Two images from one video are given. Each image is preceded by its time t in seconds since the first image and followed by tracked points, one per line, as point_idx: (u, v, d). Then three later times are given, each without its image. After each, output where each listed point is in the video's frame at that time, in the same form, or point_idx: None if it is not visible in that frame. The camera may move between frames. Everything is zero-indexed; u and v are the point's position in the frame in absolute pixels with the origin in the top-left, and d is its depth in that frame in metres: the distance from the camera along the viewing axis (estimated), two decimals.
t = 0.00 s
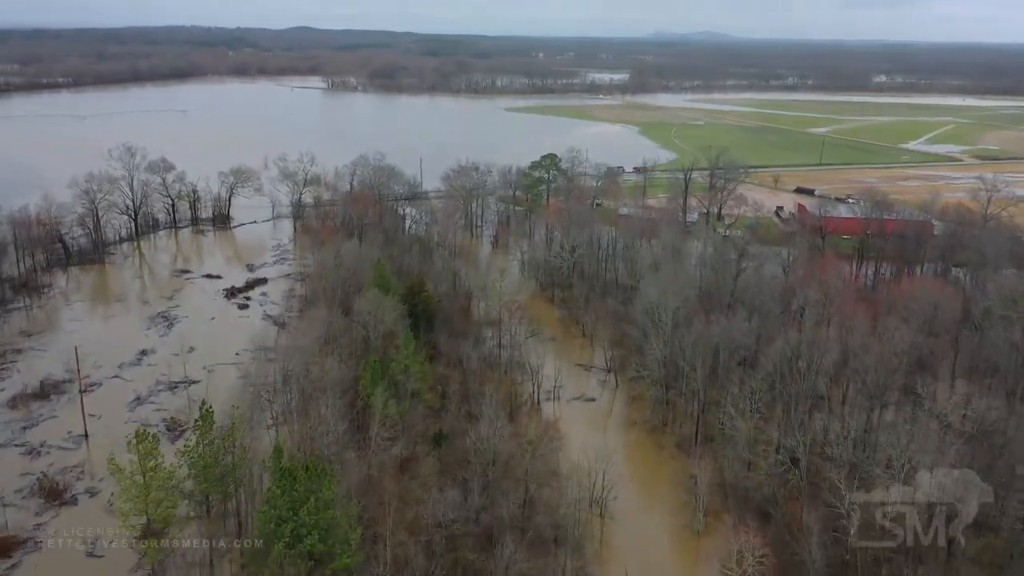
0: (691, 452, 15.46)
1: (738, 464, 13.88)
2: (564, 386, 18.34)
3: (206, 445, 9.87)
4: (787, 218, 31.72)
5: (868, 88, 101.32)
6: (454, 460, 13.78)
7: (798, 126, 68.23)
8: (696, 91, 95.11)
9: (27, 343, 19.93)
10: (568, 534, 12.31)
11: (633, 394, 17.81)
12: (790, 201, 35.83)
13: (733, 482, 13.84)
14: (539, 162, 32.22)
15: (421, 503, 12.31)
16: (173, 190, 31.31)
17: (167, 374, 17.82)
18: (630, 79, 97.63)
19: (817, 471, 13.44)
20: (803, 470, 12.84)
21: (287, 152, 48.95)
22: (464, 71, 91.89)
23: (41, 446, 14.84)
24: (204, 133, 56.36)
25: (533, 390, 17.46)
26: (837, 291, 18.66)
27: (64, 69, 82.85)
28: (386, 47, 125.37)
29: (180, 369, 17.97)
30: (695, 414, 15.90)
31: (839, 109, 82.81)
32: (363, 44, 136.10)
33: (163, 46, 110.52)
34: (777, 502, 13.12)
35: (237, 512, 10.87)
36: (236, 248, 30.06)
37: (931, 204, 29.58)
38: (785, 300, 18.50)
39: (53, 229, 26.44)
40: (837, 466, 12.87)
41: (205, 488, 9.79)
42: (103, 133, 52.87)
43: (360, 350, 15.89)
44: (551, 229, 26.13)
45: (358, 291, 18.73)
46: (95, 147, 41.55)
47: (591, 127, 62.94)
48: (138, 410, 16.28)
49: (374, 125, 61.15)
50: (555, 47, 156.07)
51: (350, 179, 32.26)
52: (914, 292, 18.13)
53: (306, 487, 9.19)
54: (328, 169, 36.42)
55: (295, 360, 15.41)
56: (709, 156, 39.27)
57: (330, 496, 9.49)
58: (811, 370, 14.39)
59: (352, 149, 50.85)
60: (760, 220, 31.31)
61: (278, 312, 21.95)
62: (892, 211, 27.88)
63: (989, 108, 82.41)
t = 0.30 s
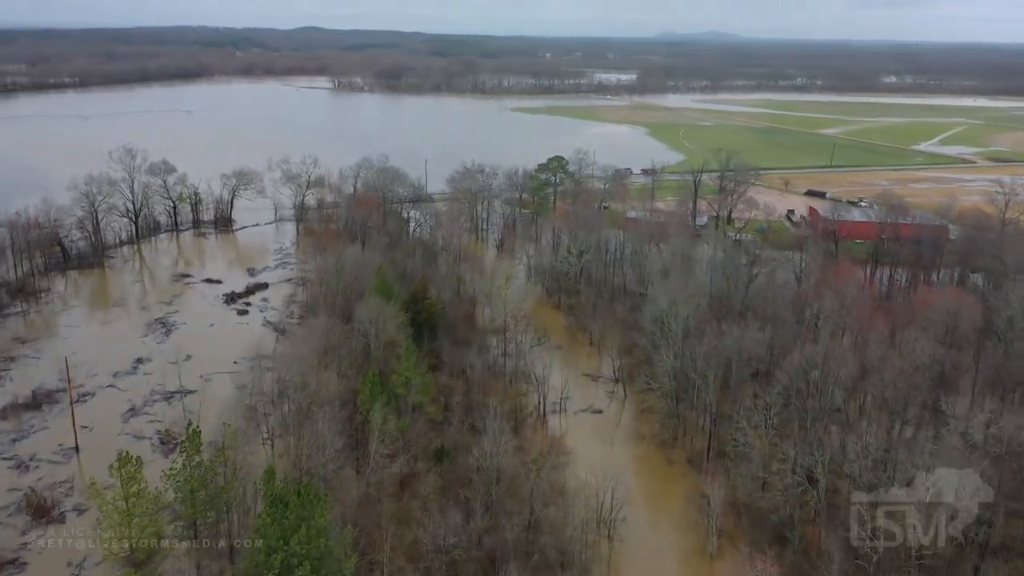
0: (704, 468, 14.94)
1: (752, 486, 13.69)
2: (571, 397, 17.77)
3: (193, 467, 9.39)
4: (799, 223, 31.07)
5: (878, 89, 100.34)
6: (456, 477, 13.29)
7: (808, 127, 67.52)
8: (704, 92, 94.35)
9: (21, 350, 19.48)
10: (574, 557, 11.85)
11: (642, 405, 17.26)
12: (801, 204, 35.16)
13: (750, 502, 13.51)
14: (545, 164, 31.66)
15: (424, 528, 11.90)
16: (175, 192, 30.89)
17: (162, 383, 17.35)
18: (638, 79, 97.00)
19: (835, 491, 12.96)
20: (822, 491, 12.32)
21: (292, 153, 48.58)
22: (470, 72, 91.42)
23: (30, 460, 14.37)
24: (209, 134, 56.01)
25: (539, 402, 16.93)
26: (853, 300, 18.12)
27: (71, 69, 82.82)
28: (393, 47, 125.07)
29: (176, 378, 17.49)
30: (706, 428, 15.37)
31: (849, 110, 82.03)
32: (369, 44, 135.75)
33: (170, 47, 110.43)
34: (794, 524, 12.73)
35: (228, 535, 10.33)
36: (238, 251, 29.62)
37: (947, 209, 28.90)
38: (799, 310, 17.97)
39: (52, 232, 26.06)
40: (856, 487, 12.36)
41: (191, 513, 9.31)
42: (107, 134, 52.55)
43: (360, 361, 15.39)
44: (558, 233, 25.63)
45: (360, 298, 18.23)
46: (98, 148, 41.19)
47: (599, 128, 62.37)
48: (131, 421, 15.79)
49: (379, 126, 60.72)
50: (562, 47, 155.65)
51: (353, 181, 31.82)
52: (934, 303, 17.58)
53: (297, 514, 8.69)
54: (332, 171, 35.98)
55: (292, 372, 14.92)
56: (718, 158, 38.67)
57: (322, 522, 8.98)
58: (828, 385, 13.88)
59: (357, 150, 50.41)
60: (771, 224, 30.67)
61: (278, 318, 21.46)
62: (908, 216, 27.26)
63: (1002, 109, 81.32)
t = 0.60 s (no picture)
0: (719, 487, 14.41)
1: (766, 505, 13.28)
2: (578, 408, 17.19)
3: (178, 492, 8.91)
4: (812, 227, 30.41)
5: (889, 89, 99.27)
6: (457, 495, 12.88)
7: (817, 128, 66.76)
8: (713, 92, 93.55)
9: (16, 358, 19.05)
10: None
11: (650, 418, 16.73)
12: (813, 208, 34.49)
13: (765, 522, 13.08)
14: (552, 167, 31.06)
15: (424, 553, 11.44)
16: (176, 194, 30.46)
17: (158, 393, 16.88)
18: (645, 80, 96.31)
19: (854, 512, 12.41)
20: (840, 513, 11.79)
21: (297, 154, 48.15)
22: (477, 72, 90.91)
23: (19, 474, 13.91)
24: (214, 134, 55.63)
25: (545, 414, 16.39)
26: (870, 309, 17.52)
27: (77, 69, 82.74)
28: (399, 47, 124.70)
29: (172, 388, 17.03)
30: (718, 444, 14.85)
31: (859, 110, 81.16)
32: (376, 44, 135.38)
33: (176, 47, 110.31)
34: (811, 548, 12.23)
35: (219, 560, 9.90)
36: (239, 254, 29.18)
37: (963, 212, 28.19)
38: (814, 319, 17.38)
39: (51, 235, 25.63)
40: (877, 508, 11.85)
41: (176, 540, 8.90)
42: (111, 134, 52.21)
43: (360, 372, 14.95)
44: (565, 237, 25.10)
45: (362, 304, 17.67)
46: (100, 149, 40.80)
47: (606, 129, 61.74)
48: (124, 433, 15.32)
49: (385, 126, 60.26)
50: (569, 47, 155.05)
51: (356, 184, 31.33)
52: (955, 312, 16.94)
53: (286, 545, 8.22)
54: (335, 172, 35.49)
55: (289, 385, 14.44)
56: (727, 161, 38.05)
57: (314, 553, 8.52)
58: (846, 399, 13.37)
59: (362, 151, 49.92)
60: (783, 228, 30.03)
61: (278, 324, 20.96)
62: (923, 219, 26.61)
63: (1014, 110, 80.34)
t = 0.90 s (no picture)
0: (732, 507, 13.94)
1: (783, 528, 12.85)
2: (585, 421, 16.66)
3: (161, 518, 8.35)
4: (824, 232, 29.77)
5: (899, 90, 98.23)
6: (459, 516, 12.52)
7: (828, 129, 65.97)
8: (721, 93, 92.76)
9: (9, 365, 18.61)
10: None
11: (660, 432, 16.22)
12: (825, 212, 33.83)
13: (781, 547, 12.62)
14: (559, 169, 30.50)
15: None
16: (177, 197, 30.01)
17: (152, 403, 16.43)
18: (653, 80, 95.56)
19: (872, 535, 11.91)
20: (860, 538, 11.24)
21: (301, 155, 47.69)
22: (484, 72, 90.37)
23: (5, 490, 13.45)
24: (218, 134, 55.23)
25: (551, 427, 15.87)
26: (889, 322, 16.95)
27: (84, 69, 82.61)
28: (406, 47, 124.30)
29: (167, 398, 16.57)
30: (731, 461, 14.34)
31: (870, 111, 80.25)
32: (383, 44, 135.07)
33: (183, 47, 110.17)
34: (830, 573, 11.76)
35: None
36: (241, 258, 28.72)
37: (980, 217, 27.52)
38: (831, 331, 16.81)
39: (49, 238, 25.21)
40: (889, 521, 11.92)
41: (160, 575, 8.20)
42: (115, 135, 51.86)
43: (360, 384, 14.51)
44: (572, 241, 24.54)
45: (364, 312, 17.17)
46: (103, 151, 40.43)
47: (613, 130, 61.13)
48: (117, 446, 14.86)
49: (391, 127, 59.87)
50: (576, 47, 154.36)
51: (361, 186, 30.82)
52: (980, 326, 16.32)
53: None
54: (339, 173, 35.01)
55: (285, 398, 13.94)
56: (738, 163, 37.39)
57: None
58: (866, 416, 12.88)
59: (368, 152, 49.55)
60: (795, 233, 29.39)
61: (278, 331, 20.49)
62: (940, 224, 25.93)
63: None
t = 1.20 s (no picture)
0: (745, 528, 13.41)
1: (801, 555, 12.25)
2: (592, 434, 16.12)
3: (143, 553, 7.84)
4: (837, 237, 29.14)
5: (910, 91, 97.26)
6: (460, 538, 12.02)
7: (838, 131, 65.24)
8: (730, 94, 92.03)
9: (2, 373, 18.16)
10: None
11: (669, 448, 15.69)
12: (837, 216, 33.17)
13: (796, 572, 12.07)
14: (567, 172, 29.68)
15: None
16: (178, 199, 29.56)
17: (147, 415, 15.98)
18: (661, 81, 94.91)
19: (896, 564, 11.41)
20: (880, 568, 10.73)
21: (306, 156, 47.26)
22: (491, 73, 89.91)
23: None
24: (223, 134, 54.84)
25: (557, 441, 15.36)
26: (908, 337, 16.39)
27: (91, 69, 82.47)
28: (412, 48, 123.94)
29: (161, 409, 16.12)
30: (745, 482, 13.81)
31: (880, 112, 79.43)
32: (389, 44, 134.61)
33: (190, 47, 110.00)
34: None
35: None
36: (243, 262, 28.27)
37: (998, 223, 26.88)
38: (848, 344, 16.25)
39: (47, 242, 24.79)
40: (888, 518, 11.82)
41: None
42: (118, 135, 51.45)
43: (360, 398, 14.12)
44: (580, 247, 24.00)
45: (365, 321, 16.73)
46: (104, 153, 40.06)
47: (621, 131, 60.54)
48: (108, 460, 14.40)
49: (396, 128, 59.26)
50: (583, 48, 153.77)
51: (364, 188, 30.34)
52: (1004, 343, 15.71)
53: None
54: (343, 175, 34.55)
55: (281, 412, 13.47)
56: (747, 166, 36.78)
57: None
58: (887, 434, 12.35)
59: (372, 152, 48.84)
60: (807, 238, 28.76)
61: (277, 338, 20.01)
62: (958, 229, 25.27)
63: None
